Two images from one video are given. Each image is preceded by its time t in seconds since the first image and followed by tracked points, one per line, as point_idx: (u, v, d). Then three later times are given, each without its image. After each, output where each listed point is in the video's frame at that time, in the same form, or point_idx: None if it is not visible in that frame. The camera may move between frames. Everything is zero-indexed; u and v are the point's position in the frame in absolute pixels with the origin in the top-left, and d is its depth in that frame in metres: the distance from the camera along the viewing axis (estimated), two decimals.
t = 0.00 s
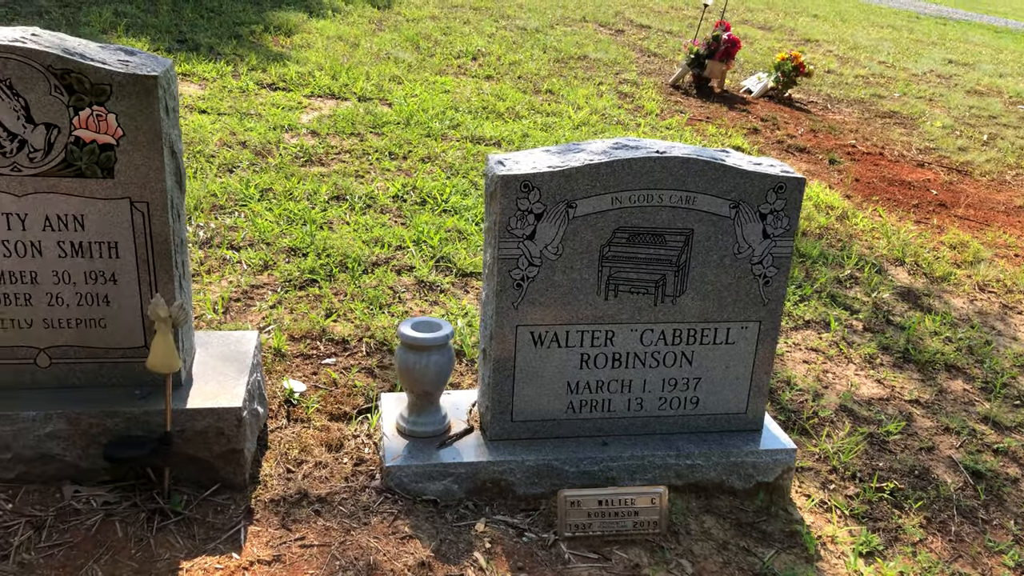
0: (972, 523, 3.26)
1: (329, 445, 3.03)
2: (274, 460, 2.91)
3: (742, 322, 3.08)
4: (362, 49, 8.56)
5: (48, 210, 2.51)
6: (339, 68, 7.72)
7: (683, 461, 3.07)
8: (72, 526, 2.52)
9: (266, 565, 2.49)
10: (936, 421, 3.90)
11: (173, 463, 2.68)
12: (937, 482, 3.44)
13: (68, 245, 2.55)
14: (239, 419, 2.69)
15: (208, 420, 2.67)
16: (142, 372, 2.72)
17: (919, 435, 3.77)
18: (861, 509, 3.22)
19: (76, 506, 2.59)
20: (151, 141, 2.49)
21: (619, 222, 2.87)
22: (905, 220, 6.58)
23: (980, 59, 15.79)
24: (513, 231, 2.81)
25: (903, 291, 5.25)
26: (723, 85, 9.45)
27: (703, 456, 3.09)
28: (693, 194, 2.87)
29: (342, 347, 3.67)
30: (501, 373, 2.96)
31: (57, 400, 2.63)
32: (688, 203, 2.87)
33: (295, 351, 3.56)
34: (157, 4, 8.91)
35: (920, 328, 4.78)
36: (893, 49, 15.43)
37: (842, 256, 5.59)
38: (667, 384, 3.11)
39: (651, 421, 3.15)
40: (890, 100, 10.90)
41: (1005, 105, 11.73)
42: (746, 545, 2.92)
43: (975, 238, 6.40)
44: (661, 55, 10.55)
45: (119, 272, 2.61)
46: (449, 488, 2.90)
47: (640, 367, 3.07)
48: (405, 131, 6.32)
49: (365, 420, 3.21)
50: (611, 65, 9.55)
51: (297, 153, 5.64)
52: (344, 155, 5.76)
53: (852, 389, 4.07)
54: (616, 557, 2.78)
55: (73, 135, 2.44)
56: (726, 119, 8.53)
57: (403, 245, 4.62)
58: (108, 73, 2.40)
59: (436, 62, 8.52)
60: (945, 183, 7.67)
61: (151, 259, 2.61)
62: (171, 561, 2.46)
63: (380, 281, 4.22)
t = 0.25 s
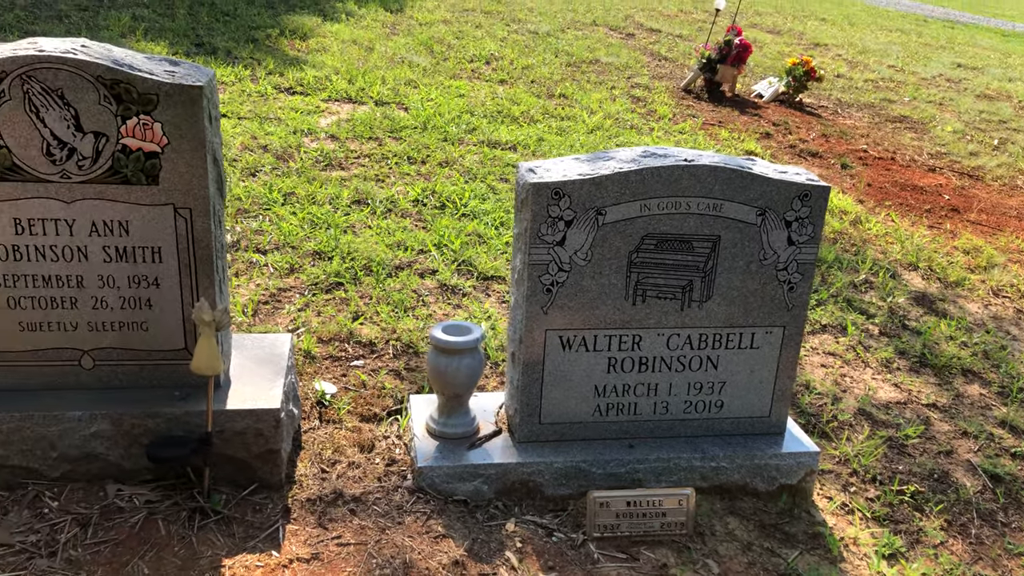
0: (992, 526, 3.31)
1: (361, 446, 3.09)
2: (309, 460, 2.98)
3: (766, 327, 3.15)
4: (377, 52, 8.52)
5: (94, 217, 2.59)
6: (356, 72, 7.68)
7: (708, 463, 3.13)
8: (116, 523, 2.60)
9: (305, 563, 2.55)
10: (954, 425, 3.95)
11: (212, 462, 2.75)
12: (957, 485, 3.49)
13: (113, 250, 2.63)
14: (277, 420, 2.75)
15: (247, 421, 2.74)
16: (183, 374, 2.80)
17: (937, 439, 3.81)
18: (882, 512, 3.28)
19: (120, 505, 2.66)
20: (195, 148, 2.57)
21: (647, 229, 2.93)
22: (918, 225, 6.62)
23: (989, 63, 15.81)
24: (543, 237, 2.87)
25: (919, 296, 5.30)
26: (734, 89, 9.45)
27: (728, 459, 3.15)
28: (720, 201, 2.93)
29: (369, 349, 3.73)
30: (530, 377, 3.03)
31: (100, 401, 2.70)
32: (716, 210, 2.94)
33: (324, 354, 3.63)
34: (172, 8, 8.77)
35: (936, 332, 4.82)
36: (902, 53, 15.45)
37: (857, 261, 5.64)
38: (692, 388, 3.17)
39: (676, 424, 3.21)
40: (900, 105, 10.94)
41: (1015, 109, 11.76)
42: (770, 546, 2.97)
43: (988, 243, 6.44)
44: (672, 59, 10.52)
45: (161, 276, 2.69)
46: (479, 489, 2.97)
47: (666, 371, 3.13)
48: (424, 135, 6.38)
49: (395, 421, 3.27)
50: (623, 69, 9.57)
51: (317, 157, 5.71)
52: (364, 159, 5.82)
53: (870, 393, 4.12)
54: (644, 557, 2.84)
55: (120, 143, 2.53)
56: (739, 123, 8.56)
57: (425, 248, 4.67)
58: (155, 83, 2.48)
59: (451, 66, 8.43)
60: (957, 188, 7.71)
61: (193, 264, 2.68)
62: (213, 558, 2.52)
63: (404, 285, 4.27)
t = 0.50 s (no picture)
0: None
1: (402, 448, 3.15)
2: (352, 461, 3.04)
3: (804, 336, 3.17)
4: (408, 56, 8.56)
5: (150, 221, 2.67)
6: (388, 77, 7.72)
7: (745, 471, 3.15)
8: (168, 520, 2.67)
9: (350, 562, 2.61)
10: (989, 437, 3.94)
11: (260, 462, 2.82)
12: (993, 497, 3.48)
13: (167, 253, 2.72)
14: (323, 421, 2.82)
15: (294, 422, 2.81)
16: (232, 376, 2.88)
17: (973, 450, 3.81)
18: (918, 522, 3.28)
19: (171, 501, 2.74)
20: (248, 155, 2.64)
21: (687, 238, 2.97)
22: (949, 235, 6.58)
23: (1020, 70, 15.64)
24: (585, 244, 2.92)
25: (952, 306, 5.28)
26: (762, 95, 9.43)
27: (764, 467, 3.17)
28: (760, 211, 2.96)
29: (406, 352, 3.79)
30: (570, 382, 3.07)
31: (153, 401, 2.78)
32: (756, 220, 2.97)
33: (364, 356, 3.70)
34: (206, 11, 8.82)
35: (970, 343, 4.80)
36: (932, 59, 15.32)
37: (889, 270, 5.62)
38: (730, 395, 3.21)
39: (713, 431, 3.25)
40: (930, 112, 10.86)
41: None
42: (807, 554, 2.98)
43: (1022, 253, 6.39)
44: (701, 64, 10.49)
45: (213, 279, 2.77)
46: (518, 492, 3.01)
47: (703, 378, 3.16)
48: (456, 140, 6.41)
49: (434, 424, 3.33)
50: (652, 75, 9.57)
51: (352, 162, 5.78)
52: (398, 164, 5.88)
53: (904, 403, 4.12)
54: (681, 563, 2.87)
55: (177, 149, 2.60)
56: (768, 129, 8.54)
57: (460, 253, 4.70)
58: (212, 91, 2.55)
59: (481, 71, 8.46)
60: (989, 197, 7.65)
61: (244, 268, 2.76)
62: (262, 555, 2.59)
63: (439, 288, 4.32)
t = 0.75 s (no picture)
0: None
1: (445, 452, 3.20)
2: (396, 465, 3.10)
3: (848, 349, 3.17)
4: (445, 61, 8.62)
5: (208, 227, 2.75)
6: (425, 81, 7.79)
7: (786, 482, 3.16)
8: (221, 518, 2.74)
9: (397, 564, 2.66)
10: None
11: (309, 463, 2.88)
12: None
13: (224, 259, 2.79)
14: (370, 425, 2.88)
15: (342, 425, 2.87)
16: (283, 379, 2.95)
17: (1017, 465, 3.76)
18: (961, 537, 3.26)
19: (223, 500, 2.81)
20: (304, 164, 2.71)
21: (733, 249, 2.98)
22: (992, 245, 6.49)
23: None
24: (631, 254, 2.94)
25: (994, 318, 5.21)
26: (800, 102, 9.36)
27: (806, 479, 3.17)
28: (806, 224, 2.97)
29: (448, 357, 3.84)
30: (613, 391, 3.10)
31: (207, 402, 2.86)
32: (801, 232, 2.98)
33: (406, 360, 3.76)
34: (247, 15, 8.93)
35: (1014, 356, 4.74)
36: (973, 65, 15.09)
37: (930, 281, 5.56)
38: (772, 407, 3.21)
39: (755, 442, 3.25)
40: (971, 119, 10.71)
41: None
42: (848, 567, 2.98)
43: None
44: (737, 69, 10.44)
45: (267, 284, 2.84)
46: (560, 499, 3.05)
47: (746, 389, 3.18)
48: (494, 145, 6.46)
49: (476, 429, 3.37)
50: (688, 80, 9.54)
51: (392, 167, 5.85)
52: (437, 169, 5.94)
53: (946, 416, 4.08)
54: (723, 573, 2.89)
55: (235, 158, 2.68)
56: (806, 136, 8.48)
57: (499, 258, 4.74)
58: (270, 102, 2.63)
59: (517, 76, 8.51)
60: None
61: (298, 274, 2.84)
62: (311, 555, 2.65)
63: (479, 293, 4.36)
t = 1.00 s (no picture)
0: None
1: (488, 456, 3.25)
2: (440, 467, 3.15)
3: (893, 361, 3.15)
4: (483, 65, 8.68)
5: (263, 232, 2.82)
6: (464, 85, 7.85)
7: (829, 493, 3.15)
8: (271, 516, 2.81)
9: (442, 565, 2.71)
10: None
11: (356, 464, 2.94)
12: None
13: (277, 262, 2.87)
14: (416, 428, 2.93)
15: (389, 427, 2.92)
16: (332, 381, 3.01)
17: None
18: (1006, 552, 3.22)
19: (273, 499, 2.88)
20: (357, 171, 2.77)
21: (778, 259, 2.99)
22: None
23: None
24: (676, 263, 2.96)
25: None
26: (839, 107, 9.27)
27: (849, 490, 3.17)
28: (853, 235, 2.97)
29: (489, 360, 3.88)
30: (656, 398, 3.12)
31: (259, 402, 2.93)
32: (848, 243, 2.98)
33: (448, 364, 3.80)
34: (289, 19, 9.06)
35: None
36: (1016, 71, 14.81)
37: (973, 291, 5.49)
38: (815, 417, 3.21)
39: (797, 452, 3.25)
40: (1015, 126, 10.52)
41: None
42: None
43: None
44: (774, 75, 10.37)
45: (319, 289, 2.91)
46: (602, 504, 3.08)
47: (789, 399, 3.18)
48: (532, 150, 6.50)
49: (518, 433, 3.41)
50: (725, 85, 9.50)
51: (431, 171, 5.91)
52: (476, 173, 5.99)
53: (990, 429, 4.03)
54: None
55: (290, 164, 2.74)
56: (845, 143, 8.40)
57: (538, 263, 4.77)
58: (325, 110, 2.69)
59: (555, 80, 8.54)
60: None
61: (349, 278, 2.90)
62: (359, 554, 2.71)
63: (520, 298, 4.39)
